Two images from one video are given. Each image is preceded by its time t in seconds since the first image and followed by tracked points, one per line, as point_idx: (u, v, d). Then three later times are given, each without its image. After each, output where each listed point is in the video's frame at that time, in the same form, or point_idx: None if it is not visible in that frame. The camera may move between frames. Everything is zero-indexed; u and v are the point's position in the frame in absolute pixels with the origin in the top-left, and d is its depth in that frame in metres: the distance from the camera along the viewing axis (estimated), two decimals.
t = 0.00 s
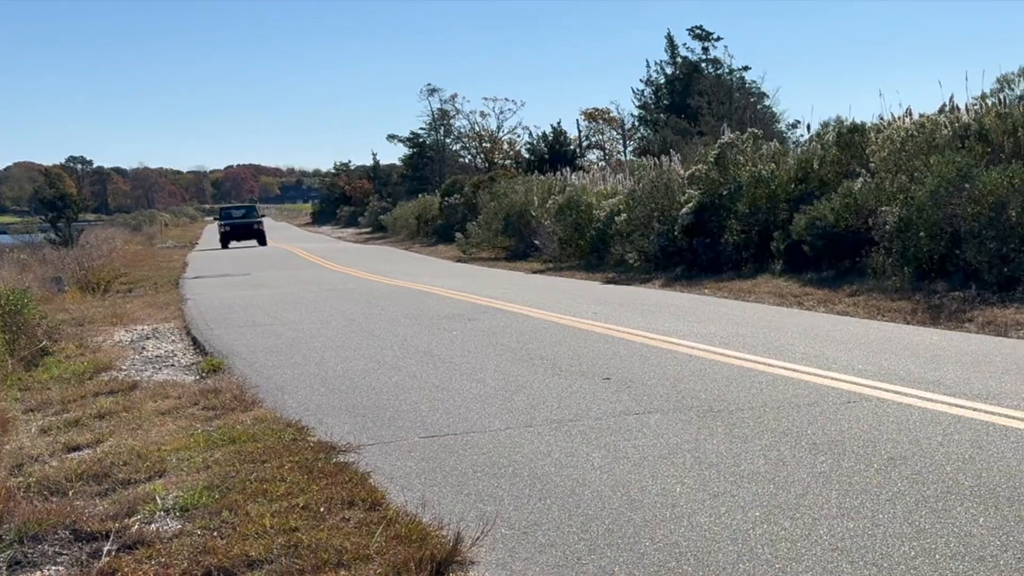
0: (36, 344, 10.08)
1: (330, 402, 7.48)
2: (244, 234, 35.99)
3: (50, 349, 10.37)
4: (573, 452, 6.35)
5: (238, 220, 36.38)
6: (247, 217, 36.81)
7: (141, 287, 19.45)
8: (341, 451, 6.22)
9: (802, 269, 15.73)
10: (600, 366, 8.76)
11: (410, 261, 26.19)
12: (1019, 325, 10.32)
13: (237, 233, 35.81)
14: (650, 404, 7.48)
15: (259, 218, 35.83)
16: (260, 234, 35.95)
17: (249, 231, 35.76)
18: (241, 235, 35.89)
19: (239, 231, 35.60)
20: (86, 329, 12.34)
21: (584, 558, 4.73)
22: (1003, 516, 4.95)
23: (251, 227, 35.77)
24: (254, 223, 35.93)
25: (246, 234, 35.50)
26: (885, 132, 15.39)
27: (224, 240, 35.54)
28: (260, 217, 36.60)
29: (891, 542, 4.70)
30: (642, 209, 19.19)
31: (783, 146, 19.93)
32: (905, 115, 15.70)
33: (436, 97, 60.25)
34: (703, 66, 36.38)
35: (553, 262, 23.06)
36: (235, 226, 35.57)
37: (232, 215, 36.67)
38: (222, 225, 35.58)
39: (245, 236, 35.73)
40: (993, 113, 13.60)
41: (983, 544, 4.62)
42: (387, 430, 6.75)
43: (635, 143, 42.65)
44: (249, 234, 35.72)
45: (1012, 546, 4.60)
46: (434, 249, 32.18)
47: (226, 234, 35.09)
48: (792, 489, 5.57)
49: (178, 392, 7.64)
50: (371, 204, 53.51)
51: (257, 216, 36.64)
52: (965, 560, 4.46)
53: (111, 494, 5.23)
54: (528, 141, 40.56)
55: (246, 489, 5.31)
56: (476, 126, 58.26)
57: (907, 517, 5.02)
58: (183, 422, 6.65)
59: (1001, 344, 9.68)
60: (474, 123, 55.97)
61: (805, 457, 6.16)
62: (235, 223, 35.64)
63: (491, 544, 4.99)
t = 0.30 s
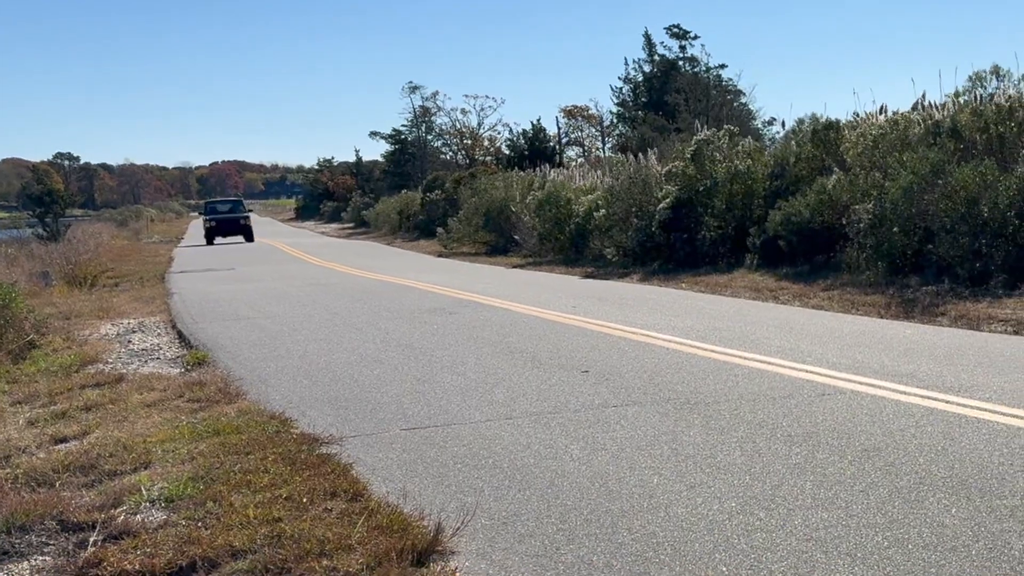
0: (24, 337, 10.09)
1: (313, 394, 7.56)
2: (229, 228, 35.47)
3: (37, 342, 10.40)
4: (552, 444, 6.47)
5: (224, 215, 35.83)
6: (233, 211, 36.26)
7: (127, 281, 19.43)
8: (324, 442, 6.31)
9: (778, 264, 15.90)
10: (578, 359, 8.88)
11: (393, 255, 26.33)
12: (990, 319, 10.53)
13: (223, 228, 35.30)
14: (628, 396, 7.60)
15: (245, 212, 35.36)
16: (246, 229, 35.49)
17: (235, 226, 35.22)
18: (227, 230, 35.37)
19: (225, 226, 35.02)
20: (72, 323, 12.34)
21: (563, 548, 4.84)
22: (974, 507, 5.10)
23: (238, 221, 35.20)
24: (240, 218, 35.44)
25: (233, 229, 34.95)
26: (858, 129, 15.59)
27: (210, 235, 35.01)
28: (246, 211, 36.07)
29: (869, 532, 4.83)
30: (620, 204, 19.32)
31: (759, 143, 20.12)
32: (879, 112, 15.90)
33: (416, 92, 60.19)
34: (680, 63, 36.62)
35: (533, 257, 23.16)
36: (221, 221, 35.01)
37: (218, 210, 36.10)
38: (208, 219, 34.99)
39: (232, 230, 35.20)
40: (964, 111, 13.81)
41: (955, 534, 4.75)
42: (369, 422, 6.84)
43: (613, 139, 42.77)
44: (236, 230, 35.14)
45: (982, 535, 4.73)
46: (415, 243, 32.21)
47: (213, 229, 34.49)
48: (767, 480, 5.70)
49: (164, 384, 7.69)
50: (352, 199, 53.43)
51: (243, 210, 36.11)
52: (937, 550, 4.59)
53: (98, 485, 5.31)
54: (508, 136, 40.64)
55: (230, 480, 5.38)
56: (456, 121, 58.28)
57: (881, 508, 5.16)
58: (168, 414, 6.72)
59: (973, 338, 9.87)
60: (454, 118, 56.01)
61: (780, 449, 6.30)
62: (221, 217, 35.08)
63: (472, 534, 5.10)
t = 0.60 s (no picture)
0: (9, 329, 10.13)
1: (293, 385, 7.67)
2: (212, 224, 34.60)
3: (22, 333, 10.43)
4: (527, 434, 6.61)
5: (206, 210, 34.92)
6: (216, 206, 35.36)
7: (112, 274, 19.44)
8: (304, 433, 6.41)
9: (748, 257, 16.06)
10: (553, 351, 9.04)
11: (372, 250, 26.39)
12: (956, 312, 10.79)
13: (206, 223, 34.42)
14: (602, 388, 7.77)
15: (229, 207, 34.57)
16: (229, 224, 34.65)
17: (219, 221, 34.34)
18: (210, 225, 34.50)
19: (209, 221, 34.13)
20: (56, 315, 12.36)
21: (538, 536, 4.98)
22: (941, 495, 5.25)
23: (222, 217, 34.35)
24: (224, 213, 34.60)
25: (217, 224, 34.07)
26: (827, 126, 15.85)
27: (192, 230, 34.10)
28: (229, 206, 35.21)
29: (837, 520, 4.99)
30: (595, 199, 19.50)
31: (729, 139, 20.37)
32: (847, 109, 16.17)
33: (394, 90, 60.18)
34: (653, 61, 36.82)
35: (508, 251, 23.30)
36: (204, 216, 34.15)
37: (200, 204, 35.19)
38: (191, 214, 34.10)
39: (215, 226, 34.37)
40: (930, 108, 14.08)
41: (923, 522, 4.89)
42: (348, 413, 6.95)
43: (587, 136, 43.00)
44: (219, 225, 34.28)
45: (948, 523, 4.87)
46: (392, 238, 32.25)
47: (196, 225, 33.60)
48: (738, 469, 5.88)
49: (147, 375, 7.78)
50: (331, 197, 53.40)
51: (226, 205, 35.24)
52: (904, 537, 4.73)
53: (82, 475, 5.41)
54: (484, 133, 40.73)
55: (211, 469, 5.49)
56: (433, 118, 58.31)
57: (849, 497, 5.32)
58: (151, 405, 6.80)
59: (940, 330, 10.10)
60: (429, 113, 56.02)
61: (751, 439, 6.48)
62: (205, 213, 34.20)
63: (448, 522, 5.23)
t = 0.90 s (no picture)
0: None
1: (273, 376, 7.79)
2: (195, 220, 32.89)
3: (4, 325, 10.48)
4: (501, 424, 6.77)
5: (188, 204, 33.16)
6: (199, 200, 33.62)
7: (95, 267, 19.44)
8: (282, 422, 6.54)
9: (716, 250, 16.44)
10: (527, 342, 9.20)
11: (347, 244, 26.40)
12: (920, 304, 11.06)
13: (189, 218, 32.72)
14: (574, 377, 7.96)
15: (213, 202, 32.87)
16: (213, 220, 32.99)
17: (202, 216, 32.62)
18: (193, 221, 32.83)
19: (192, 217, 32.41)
20: (39, 307, 12.41)
21: (511, 524, 5.14)
22: (905, 483, 5.43)
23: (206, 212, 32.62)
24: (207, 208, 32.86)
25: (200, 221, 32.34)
26: (794, 122, 16.14)
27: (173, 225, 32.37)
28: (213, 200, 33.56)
29: (805, 508, 5.15)
30: (567, 194, 19.72)
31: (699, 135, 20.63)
32: (814, 106, 16.46)
33: (368, 86, 60.09)
34: (623, 59, 37.07)
35: (481, 245, 23.44)
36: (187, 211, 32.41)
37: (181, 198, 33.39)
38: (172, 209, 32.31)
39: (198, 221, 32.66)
40: (894, 105, 14.39)
41: (888, 509, 5.06)
42: (326, 403, 7.09)
43: (559, 133, 43.19)
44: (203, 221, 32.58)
45: (912, 511, 5.03)
46: (368, 233, 32.26)
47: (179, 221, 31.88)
48: (706, 457, 6.07)
49: (129, 365, 7.88)
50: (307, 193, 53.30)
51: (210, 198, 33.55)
52: (869, 524, 4.89)
53: (66, 464, 5.53)
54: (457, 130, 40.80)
55: (192, 458, 5.61)
56: (407, 115, 58.27)
57: (814, 484, 5.51)
58: (133, 394, 6.90)
59: (905, 322, 10.36)
60: (403, 109, 56.01)
61: (719, 428, 6.68)
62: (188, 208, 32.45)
63: (424, 509, 5.39)
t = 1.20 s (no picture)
0: None
1: (252, 366, 7.90)
2: (179, 216, 30.53)
3: None
4: (476, 414, 6.92)
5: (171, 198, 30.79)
6: (182, 194, 31.33)
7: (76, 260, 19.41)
8: (261, 412, 6.66)
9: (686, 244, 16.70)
10: (500, 334, 9.37)
11: (322, 237, 26.41)
12: (885, 296, 11.34)
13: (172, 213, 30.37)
14: (546, 368, 8.13)
15: (198, 197, 30.53)
16: (198, 215, 30.64)
17: (188, 212, 30.26)
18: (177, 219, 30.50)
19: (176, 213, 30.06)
20: (22, 299, 12.44)
21: (484, 512, 5.29)
22: (871, 471, 5.59)
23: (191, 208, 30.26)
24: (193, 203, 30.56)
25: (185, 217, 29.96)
26: (762, 118, 16.42)
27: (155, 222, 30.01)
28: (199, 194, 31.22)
29: (773, 497, 5.29)
30: (540, 188, 19.89)
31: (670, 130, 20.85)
32: (781, 102, 16.73)
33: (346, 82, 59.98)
34: (594, 56, 37.23)
35: (456, 238, 23.56)
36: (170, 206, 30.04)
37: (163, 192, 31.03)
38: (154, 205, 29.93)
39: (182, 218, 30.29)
40: (860, 102, 14.67)
41: (854, 497, 5.21)
42: (304, 393, 7.21)
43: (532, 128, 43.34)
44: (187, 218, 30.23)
45: (878, 498, 5.18)
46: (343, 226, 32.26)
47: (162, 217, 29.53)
48: (676, 446, 6.26)
49: (111, 356, 7.96)
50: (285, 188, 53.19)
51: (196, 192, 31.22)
52: (835, 511, 5.04)
53: (49, 453, 5.65)
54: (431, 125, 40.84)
55: (173, 447, 5.72)
56: (383, 111, 58.19)
57: (778, 471, 5.71)
58: (116, 384, 7.00)
59: (872, 314, 10.60)
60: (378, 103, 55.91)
61: (689, 418, 6.87)
62: (171, 203, 30.08)
63: (400, 497, 5.54)
